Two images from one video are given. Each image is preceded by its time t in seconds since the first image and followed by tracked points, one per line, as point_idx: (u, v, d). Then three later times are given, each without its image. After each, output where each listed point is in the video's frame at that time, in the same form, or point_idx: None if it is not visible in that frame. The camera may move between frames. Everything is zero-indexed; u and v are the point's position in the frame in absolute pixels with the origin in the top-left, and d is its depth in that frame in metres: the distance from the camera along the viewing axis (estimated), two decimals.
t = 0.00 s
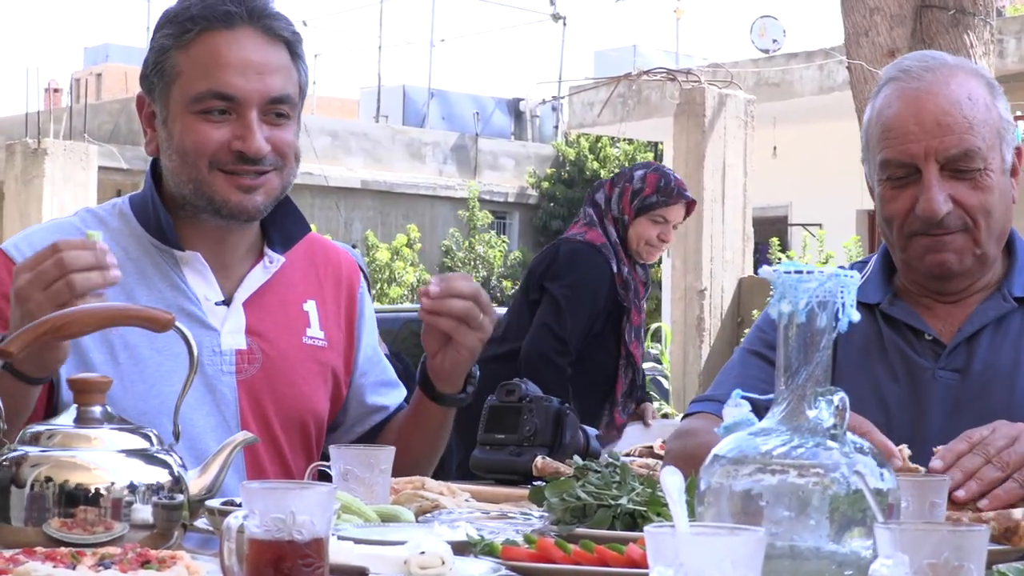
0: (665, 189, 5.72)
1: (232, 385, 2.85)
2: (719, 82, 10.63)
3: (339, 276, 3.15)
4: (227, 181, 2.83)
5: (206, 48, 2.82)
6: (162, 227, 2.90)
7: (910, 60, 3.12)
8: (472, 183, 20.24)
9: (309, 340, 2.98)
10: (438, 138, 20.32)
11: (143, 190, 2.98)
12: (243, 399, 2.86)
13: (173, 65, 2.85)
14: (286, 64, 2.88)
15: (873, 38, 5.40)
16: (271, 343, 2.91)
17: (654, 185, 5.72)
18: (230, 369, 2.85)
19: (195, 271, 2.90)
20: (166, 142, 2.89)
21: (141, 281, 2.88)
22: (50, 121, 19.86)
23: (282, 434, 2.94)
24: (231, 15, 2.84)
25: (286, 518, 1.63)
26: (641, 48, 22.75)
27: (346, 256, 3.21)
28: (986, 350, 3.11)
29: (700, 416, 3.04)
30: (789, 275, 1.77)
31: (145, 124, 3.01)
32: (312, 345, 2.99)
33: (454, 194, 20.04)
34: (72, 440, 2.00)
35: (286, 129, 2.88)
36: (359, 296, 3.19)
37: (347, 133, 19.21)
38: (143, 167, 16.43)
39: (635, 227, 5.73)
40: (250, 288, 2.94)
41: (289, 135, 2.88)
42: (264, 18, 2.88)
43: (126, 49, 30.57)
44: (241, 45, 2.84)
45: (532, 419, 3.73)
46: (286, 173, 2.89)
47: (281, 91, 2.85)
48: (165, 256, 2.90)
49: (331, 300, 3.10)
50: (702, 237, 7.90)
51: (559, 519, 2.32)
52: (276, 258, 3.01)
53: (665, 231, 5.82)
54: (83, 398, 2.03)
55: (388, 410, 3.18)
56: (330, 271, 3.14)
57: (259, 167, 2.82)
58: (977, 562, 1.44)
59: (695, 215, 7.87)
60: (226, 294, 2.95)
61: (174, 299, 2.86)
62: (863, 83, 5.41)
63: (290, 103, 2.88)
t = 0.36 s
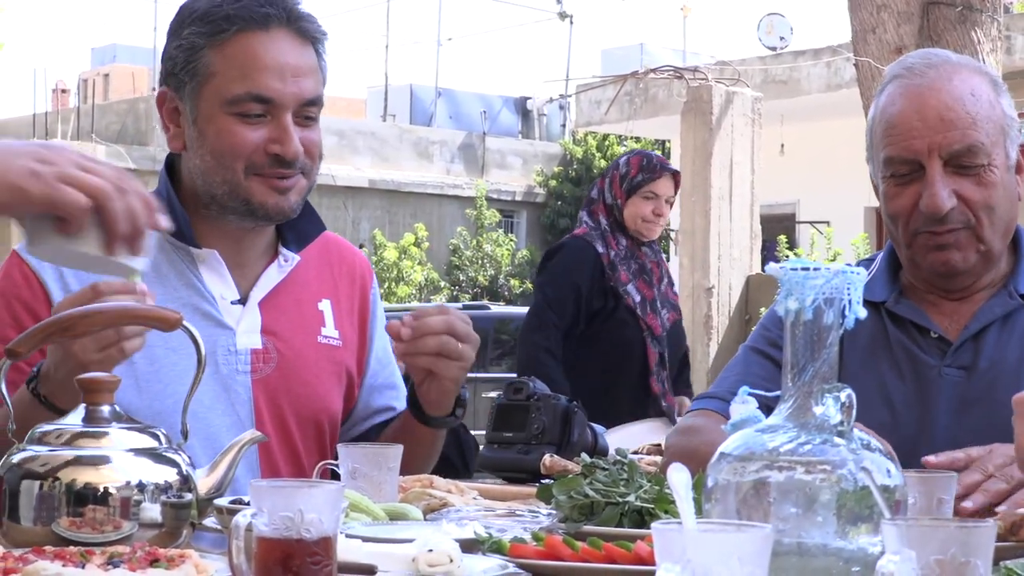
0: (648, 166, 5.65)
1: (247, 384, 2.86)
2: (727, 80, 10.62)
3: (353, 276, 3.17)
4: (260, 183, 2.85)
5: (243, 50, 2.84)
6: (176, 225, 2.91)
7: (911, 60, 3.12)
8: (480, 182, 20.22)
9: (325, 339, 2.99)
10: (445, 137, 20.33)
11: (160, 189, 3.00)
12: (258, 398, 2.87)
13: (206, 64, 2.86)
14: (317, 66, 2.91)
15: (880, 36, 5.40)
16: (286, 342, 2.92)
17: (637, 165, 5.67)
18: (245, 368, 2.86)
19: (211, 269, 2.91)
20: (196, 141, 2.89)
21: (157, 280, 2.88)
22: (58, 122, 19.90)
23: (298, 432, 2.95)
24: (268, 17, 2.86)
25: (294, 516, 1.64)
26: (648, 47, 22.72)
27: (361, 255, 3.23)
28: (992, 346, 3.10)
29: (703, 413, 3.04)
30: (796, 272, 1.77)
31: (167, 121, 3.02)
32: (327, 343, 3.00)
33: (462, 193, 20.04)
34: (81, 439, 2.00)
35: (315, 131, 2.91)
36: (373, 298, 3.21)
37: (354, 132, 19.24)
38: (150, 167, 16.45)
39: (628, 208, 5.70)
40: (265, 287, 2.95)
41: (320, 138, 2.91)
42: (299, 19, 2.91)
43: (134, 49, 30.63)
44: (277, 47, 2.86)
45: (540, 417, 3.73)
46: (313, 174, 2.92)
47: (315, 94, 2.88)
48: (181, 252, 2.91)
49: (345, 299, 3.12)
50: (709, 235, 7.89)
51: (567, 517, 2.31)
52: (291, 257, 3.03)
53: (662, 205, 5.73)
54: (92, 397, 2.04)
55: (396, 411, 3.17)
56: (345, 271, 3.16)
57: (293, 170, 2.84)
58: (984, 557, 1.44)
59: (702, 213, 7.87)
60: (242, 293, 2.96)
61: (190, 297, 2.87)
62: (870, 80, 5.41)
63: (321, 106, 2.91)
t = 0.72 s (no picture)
0: (712, 172, 5.40)
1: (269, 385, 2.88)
2: (731, 79, 10.62)
3: (371, 282, 3.29)
4: (296, 183, 2.87)
5: (285, 50, 2.83)
6: (207, 216, 2.96)
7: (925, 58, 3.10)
8: (483, 180, 20.28)
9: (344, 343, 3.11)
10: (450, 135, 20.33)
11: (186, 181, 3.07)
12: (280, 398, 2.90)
13: (248, 63, 2.86)
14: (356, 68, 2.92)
15: (884, 35, 5.39)
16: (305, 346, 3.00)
17: (701, 172, 5.42)
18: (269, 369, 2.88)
19: (237, 266, 2.98)
20: (233, 139, 2.90)
21: (185, 277, 2.96)
22: (63, 118, 19.92)
23: (318, 430, 2.97)
24: (312, 19, 2.85)
25: (299, 514, 1.63)
26: (652, 45, 22.73)
27: (379, 262, 3.34)
28: (998, 346, 3.10)
29: (704, 406, 3.04)
30: (801, 272, 1.77)
31: (202, 117, 3.02)
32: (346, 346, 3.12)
33: (465, 191, 20.04)
34: (86, 436, 2.01)
35: (350, 131, 2.94)
36: (389, 304, 3.34)
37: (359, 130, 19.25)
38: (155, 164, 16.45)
39: (699, 217, 5.36)
40: (290, 288, 3.04)
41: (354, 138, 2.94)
42: (341, 22, 2.89)
43: (139, 47, 30.67)
44: (319, 48, 2.84)
45: (544, 416, 3.73)
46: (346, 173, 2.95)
47: (354, 96, 2.90)
48: (209, 250, 2.98)
49: (363, 305, 3.26)
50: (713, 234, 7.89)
51: (571, 516, 2.32)
52: (317, 258, 3.11)
53: (732, 207, 5.38)
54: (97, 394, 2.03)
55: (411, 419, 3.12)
56: (364, 277, 3.28)
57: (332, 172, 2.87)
58: (988, 557, 1.45)
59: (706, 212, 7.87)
60: (267, 291, 3.04)
61: (215, 293, 2.95)
62: (875, 80, 5.40)
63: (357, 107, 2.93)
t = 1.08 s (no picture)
0: (813, 157, 5.71)
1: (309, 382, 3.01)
2: (731, 78, 10.60)
3: (400, 284, 3.39)
4: (349, 183, 2.93)
5: (340, 48, 2.89)
6: (258, 210, 3.02)
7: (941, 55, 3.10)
8: (483, 177, 20.27)
9: (377, 343, 3.21)
10: (450, 132, 20.31)
11: (231, 171, 3.11)
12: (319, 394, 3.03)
13: (303, 59, 2.91)
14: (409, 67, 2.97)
15: (884, 33, 5.38)
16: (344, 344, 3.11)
17: (803, 159, 5.75)
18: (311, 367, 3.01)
19: (283, 261, 3.05)
20: (285, 136, 2.96)
21: (235, 270, 3.02)
22: (62, 115, 19.89)
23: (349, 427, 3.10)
24: (368, 17, 2.90)
25: (296, 511, 1.63)
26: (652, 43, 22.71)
27: (407, 265, 3.45)
28: (1000, 346, 3.10)
29: (698, 397, 3.05)
30: (799, 270, 1.77)
31: (254, 113, 3.06)
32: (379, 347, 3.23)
33: (465, 189, 20.03)
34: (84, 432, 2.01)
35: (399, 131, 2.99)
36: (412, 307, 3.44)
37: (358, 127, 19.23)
38: (154, 162, 16.43)
39: (805, 203, 5.66)
40: (333, 287, 3.14)
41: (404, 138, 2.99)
42: (396, 22, 2.95)
43: (138, 44, 30.64)
44: (373, 47, 2.90)
45: (543, 413, 3.71)
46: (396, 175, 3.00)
47: (406, 96, 2.94)
48: (257, 245, 3.04)
49: (393, 306, 3.35)
50: (713, 232, 7.87)
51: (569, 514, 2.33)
52: (358, 258, 3.22)
53: (835, 192, 5.64)
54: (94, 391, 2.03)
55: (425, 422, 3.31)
56: (392, 277, 3.37)
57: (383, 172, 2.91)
58: (986, 555, 1.44)
59: (706, 210, 7.86)
60: (310, 288, 3.13)
61: (263, 290, 3.01)
62: (875, 78, 5.40)
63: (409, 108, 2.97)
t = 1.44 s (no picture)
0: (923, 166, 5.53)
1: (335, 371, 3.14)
2: (726, 75, 10.61)
3: (411, 276, 3.51)
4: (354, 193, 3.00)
5: (355, 56, 2.92)
6: (287, 205, 3.09)
7: (951, 53, 3.11)
8: (479, 175, 20.28)
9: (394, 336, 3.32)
10: (445, 130, 20.29)
11: (260, 162, 3.20)
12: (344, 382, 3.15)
13: (319, 64, 2.96)
14: (426, 78, 2.97)
15: (879, 31, 5.38)
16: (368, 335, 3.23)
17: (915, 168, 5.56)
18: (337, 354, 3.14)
19: (311, 254, 3.15)
20: (299, 137, 3.02)
21: (266, 261, 3.11)
22: (57, 112, 19.87)
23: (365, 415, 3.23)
24: (384, 27, 2.93)
25: (288, 509, 1.63)
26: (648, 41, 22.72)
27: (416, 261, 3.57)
28: (996, 346, 3.10)
29: (697, 392, 3.05)
30: (791, 267, 1.77)
31: (278, 110, 3.16)
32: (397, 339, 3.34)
33: (461, 186, 20.02)
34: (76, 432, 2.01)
35: (414, 142, 3.00)
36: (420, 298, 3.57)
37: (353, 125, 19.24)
38: (149, 159, 16.41)
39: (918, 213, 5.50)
40: (355, 281, 3.25)
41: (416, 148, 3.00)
42: (416, 34, 2.97)
43: (135, 41, 30.65)
44: (389, 56, 2.92)
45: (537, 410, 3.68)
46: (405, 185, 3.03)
47: (419, 108, 2.95)
48: (286, 238, 3.14)
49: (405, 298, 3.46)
50: (708, 230, 7.87)
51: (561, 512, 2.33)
52: (380, 251, 3.34)
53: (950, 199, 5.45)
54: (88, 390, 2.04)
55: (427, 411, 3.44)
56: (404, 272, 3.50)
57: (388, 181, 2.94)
58: (975, 553, 1.45)
59: (701, 208, 7.86)
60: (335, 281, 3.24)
61: (294, 282, 3.12)
62: (870, 75, 5.39)
63: (424, 119, 2.99)
